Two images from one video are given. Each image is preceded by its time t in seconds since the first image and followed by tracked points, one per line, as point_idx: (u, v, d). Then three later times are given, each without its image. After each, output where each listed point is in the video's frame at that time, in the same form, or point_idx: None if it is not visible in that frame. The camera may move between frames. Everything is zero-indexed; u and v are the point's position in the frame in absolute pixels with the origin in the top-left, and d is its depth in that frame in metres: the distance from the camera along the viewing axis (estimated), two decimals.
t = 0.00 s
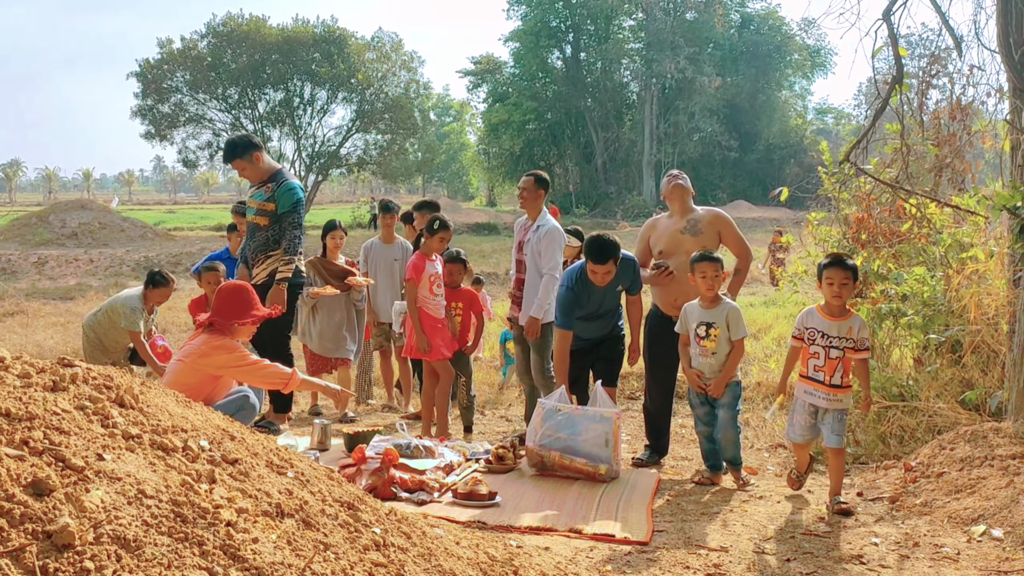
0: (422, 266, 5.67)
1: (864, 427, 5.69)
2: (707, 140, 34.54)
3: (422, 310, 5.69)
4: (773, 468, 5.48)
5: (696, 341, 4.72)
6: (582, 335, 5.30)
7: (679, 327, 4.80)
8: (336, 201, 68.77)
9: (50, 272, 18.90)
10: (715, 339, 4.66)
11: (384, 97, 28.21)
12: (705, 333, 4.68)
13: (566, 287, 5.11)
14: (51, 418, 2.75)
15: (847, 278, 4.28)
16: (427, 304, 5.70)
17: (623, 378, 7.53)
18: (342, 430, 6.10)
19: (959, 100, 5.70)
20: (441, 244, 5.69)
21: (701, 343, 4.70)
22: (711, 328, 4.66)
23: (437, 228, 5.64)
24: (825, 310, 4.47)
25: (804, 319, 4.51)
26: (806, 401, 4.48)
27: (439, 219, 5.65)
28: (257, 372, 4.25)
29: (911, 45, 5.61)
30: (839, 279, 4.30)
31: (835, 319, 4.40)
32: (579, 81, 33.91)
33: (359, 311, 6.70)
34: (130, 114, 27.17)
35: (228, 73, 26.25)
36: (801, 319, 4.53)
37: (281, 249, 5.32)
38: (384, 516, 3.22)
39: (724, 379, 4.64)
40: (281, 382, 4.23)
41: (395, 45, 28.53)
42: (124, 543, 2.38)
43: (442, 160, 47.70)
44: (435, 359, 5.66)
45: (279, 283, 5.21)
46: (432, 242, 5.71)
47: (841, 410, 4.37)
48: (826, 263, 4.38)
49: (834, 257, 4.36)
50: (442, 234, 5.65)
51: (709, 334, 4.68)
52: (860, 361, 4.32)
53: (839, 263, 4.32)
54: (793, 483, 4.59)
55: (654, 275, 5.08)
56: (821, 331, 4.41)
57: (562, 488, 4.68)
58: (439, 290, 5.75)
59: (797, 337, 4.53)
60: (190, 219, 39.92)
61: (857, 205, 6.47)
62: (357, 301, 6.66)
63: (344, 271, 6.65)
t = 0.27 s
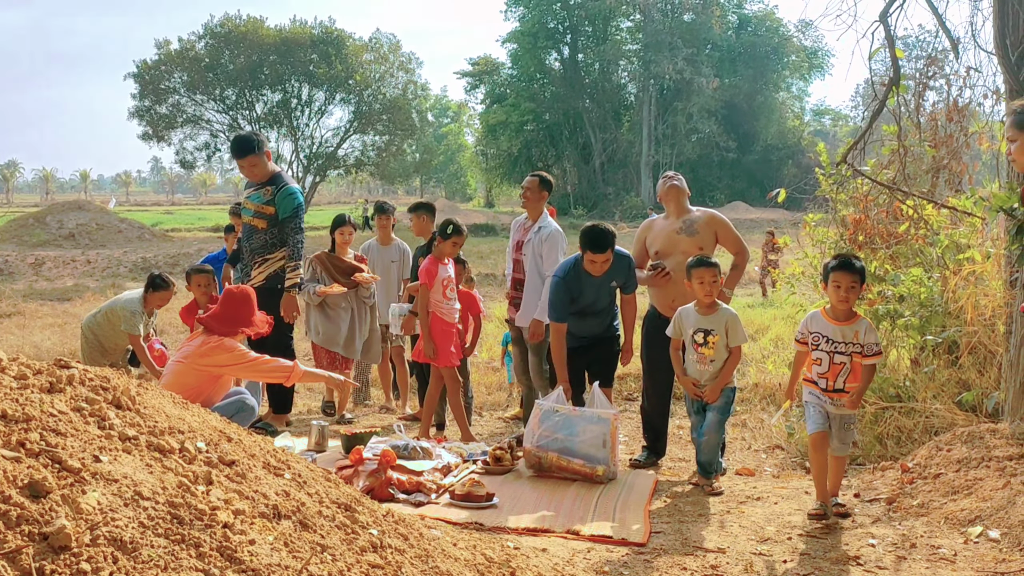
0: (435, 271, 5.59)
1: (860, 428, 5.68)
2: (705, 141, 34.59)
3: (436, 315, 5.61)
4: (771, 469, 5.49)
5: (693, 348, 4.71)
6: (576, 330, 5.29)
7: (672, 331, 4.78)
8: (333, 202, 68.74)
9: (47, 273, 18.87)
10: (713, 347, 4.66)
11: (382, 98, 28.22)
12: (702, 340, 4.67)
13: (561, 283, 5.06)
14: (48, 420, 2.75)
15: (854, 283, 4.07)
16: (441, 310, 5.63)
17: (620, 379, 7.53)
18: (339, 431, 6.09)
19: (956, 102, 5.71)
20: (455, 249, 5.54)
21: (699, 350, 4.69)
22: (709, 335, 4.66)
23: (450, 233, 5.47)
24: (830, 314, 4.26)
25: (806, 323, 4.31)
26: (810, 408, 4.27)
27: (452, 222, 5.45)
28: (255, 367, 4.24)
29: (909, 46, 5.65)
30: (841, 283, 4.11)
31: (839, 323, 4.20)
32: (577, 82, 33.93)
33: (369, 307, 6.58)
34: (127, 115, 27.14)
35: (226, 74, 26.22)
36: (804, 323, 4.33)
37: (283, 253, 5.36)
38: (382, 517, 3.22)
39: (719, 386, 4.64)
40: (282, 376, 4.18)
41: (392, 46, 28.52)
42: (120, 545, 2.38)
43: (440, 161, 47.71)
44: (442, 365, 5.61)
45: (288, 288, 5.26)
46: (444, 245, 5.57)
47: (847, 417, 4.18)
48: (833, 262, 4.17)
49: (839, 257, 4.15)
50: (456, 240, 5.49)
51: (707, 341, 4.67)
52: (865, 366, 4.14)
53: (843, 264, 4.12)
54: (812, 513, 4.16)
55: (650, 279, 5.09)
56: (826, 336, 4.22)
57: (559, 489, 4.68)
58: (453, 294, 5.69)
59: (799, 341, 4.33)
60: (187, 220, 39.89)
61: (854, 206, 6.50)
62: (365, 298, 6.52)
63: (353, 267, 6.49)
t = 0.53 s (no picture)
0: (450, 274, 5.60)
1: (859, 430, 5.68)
2: (704, 143, 34.61)
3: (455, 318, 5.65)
4: (770, 471, 5.49)
5: (695, 341, 4.69)
6: (569, 328, 5.27)
7: (670, 324, 4.76)
8: (333, 203, 68.80)
9: (46, 274, 18.88)
10: (715, 339, 4.64)
11: (382, 100, 28.25)
12: (704, 333, 4.65)
13: (551, 271, 5.12)
14: (47, 422, 2.75)
15: (852, 285, 3.94)
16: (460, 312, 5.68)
17: (620, 381, 7.53)
18: (338, 434, 6.09)
19: (956, 104, 5.71)
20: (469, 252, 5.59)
21: (700, 343, 4.67)
22: (710, 327, 4.65)
23: (462, 236, 5.51)
24: (829, 322, 4.11)
25: (807, 333, 4.12)
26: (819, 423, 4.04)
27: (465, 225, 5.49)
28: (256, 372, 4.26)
29: (908, 48, 5.66)
30: (841, 287, 3.96)
31: (842, 328, 4.05)
32: (576, 84, 33.96)
33: (375, 308, 6.63)
34: (127, 116, 27.15)
35: (225, 76, 26.23)
36: (804, 334, 4.15)
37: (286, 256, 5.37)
38: (381, 519, 3.22)
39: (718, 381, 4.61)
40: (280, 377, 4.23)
41: (392, 47, 28.53)
42: (119, 547, 2.38)
43: (439, 162, 47.76)
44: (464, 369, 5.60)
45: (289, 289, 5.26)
46: (458, 249, 5.60)
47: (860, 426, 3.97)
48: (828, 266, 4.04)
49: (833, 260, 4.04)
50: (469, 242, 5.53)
51: (708, 333, 4.65)
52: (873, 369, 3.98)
53: (841, 265, 3.98)
54: (822, 532, 3.94)
55: (649, 279, 5.07)
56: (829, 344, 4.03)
57: (558, 491, 4.68)
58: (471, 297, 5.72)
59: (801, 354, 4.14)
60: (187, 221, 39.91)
61: (853, 208, 6.51)
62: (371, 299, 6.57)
63: (356, 267, 6.49)
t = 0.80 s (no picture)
0: (462, 275, 5.61)
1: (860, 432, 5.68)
2: (705, 144, 34.62)
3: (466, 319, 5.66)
4: (771, 473, 5.49)
5: (694, 351, 4.63)
6: (557, 320, 5.26)
7: (666, 333, 4.69)
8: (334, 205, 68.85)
9: (48, 275, 18.89)
10: (715, 346, 4.59)
11: (383, 101, 28.29)
12: (704, 341, 4.60)
13: (538, 257, 5.15)
14: (47, 423, 2.75)
15: (882, 296, 3.57)
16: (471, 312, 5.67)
17: (620, 382, 7.53)
18: (339, 435, 6.09)
19: (956, 106, 5.70)
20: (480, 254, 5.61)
21: (701, 351, 4.61)
22: (711, 335, 4.60)
23: (473, 238, 5.54)
24: (851, 327, 3.76)
25: (826, 340, 3.78)
26: (835, 432, 3.80)
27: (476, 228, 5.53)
28: (253, 372, 4.21)
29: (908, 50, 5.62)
30: (873, 298, 3.58)
31: (868, 338, 3.70)
32: (577, 85, 33.98)
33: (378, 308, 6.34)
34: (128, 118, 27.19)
35: (226, 77, 26.25)
36: (823, 340, 3.79)
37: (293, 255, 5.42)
38: (381, 520, 3.22)
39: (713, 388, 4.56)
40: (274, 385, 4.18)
41: (393, 49, 28.54)
42: (120, 549, 2.38)
43: (440, 164, 47.76)
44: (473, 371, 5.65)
45: (299, 286, 5.32)
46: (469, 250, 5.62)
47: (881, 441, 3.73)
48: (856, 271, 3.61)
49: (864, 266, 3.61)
50: (481, 244, 5.56)
51: (708, 341, 4.60)
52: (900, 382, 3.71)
53: (873, 273, 3.58)
54: (822, 535, 3.95)
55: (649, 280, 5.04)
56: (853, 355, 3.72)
57: (559, 492, 4.68)
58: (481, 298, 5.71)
59: (817, 362, 3.77)
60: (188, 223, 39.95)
61: (854, 209, 6.51)
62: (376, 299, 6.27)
63: (360, 263, 6.22)
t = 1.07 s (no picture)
0: (470, 274, 5.62)
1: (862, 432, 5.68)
2: (707, 144, 34.60)
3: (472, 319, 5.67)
4: (772, 473, 5.49)
5: (685, 356, 4.42)
6: (550, 312, 5.24)
7: (653, 339, 4.47)
8: (336, 205, 68.89)
9: (49, 275, 18.91)
10: (708, 349, 4.41)
11: (384, 101, 28.29)
12: (695, 344, 4.39)
13: (533, 246, 5.15)
14: (49, 422, 2.75)
15: (922, 295, 3.36)
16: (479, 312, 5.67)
17: (621, 382, 7.53)
18: (341, 434, 6.10)
19: (958, 105, 5.70)
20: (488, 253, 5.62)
21: (693, 355, 4.41)
22: (702, 337, 4.39)
23: (479, 237, 5.55)
24: (884, 327, 3.54)
25: (856, 340, 3.58)
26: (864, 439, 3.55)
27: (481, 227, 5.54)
28: (242, 381, 4.21)
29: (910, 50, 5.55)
30: (908, 296, 3.37)
31: (900, 339, 3.49)
32: (579, 85, 33.98)
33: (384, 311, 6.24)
34: (130, 117, 27.22)
35: (228, 77, 26.27)
36: (853, 338, 3.60)
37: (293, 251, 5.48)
38: (383, 520, 3.22)
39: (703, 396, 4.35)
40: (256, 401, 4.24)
41: (395, 49, 28.54)
42: (121, 548, 2.38)
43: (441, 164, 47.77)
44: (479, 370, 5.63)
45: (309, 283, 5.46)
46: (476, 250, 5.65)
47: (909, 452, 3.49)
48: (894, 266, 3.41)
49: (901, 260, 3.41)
50: (487, 243, 5.59)
51: (701, 344, 4.41)
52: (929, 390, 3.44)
53: (910, 269, 3.37)
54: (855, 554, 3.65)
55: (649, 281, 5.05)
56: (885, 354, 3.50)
57: (560, 491, 4.69)
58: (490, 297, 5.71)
59: (848, 361, 3.59)
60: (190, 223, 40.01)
61: (856, 209, 6.50)
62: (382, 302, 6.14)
63: (368, 265, 6.13)
